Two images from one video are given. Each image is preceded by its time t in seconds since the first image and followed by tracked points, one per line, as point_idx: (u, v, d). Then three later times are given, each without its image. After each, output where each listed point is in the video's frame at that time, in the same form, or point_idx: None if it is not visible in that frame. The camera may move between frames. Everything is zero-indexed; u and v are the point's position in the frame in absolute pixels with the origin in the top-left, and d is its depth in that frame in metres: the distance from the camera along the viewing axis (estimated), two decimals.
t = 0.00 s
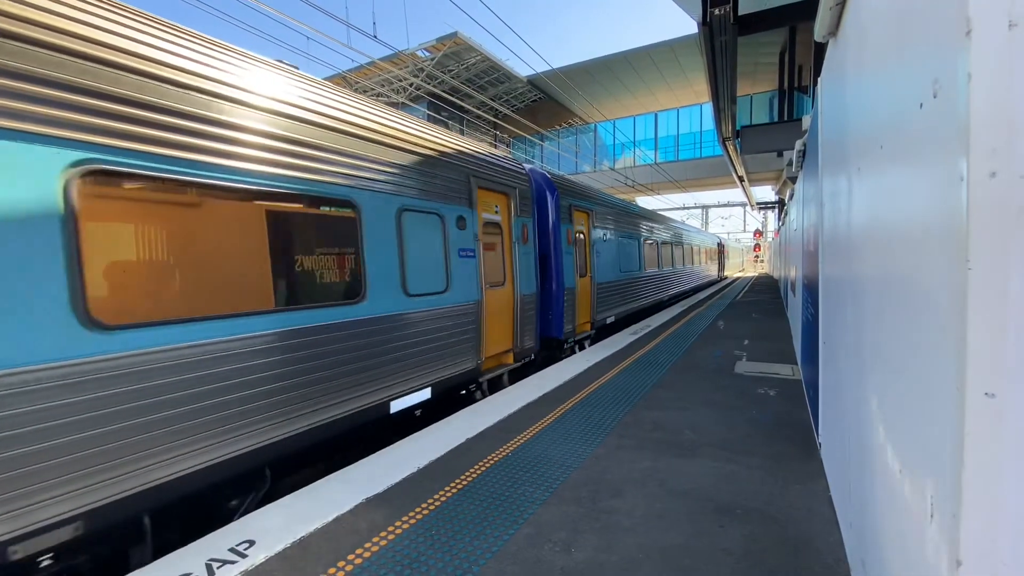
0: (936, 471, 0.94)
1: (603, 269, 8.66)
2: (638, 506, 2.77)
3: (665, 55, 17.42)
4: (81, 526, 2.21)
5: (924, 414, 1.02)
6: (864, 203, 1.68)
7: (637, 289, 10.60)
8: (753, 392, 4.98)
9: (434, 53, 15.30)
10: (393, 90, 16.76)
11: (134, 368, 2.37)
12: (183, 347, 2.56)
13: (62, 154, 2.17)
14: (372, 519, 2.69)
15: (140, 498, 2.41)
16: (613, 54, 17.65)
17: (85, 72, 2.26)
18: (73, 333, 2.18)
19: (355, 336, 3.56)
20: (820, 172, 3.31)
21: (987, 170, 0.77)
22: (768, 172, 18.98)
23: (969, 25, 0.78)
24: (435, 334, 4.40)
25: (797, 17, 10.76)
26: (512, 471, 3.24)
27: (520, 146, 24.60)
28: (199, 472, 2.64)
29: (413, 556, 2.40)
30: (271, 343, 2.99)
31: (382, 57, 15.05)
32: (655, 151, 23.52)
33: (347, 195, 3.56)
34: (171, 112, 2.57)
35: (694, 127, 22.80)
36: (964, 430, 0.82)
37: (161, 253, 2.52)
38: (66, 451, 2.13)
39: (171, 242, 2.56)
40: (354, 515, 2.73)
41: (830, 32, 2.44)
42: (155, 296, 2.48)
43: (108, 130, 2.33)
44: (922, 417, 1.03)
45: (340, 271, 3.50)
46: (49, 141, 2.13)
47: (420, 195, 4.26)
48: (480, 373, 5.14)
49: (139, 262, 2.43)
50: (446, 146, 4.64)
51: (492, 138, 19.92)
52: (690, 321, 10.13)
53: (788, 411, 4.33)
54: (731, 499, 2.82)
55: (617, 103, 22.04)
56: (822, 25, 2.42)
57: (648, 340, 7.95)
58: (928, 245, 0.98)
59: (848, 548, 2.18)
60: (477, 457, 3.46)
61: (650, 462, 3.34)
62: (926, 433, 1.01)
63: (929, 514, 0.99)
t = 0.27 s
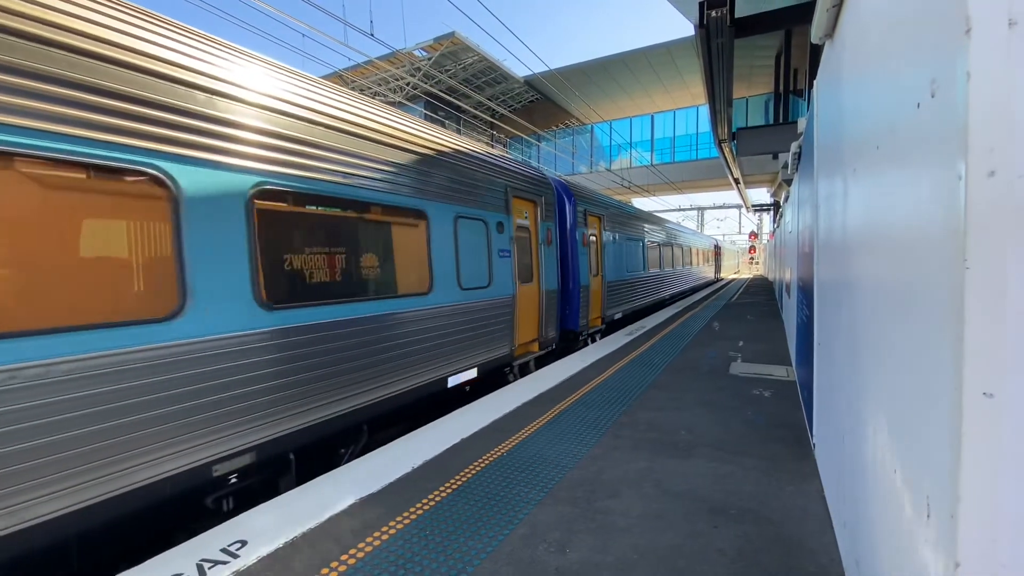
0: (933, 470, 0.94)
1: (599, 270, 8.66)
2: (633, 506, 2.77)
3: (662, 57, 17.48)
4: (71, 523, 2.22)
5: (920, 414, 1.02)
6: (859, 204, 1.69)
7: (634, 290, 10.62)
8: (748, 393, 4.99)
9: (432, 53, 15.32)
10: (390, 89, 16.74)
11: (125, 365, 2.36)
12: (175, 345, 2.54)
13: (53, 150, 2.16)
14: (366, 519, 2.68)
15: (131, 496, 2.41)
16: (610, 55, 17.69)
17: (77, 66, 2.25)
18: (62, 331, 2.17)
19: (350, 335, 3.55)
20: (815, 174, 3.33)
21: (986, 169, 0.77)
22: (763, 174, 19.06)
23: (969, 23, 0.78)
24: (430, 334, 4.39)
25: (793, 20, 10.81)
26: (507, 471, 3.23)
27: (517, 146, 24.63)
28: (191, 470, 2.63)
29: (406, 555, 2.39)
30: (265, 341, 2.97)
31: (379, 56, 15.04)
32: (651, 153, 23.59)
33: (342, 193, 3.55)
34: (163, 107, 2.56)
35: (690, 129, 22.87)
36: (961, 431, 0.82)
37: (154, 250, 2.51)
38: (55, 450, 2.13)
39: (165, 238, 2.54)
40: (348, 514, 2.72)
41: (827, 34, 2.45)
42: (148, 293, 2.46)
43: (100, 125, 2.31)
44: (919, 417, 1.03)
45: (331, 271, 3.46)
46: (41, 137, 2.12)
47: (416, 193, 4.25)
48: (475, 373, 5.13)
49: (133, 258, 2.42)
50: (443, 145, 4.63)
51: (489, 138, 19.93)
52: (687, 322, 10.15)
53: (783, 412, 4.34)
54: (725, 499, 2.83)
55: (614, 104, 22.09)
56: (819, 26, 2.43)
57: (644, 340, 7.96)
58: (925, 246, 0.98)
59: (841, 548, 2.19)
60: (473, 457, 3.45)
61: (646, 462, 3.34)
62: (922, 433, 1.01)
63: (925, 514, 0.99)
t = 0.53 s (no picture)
0: (925, 475, 0.95)
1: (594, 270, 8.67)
2: (627, 508, 2.76)
3: (657, 60, 17.56)
4: (59, 526, 2.18)
5: (913, 419, 1.03)
6: (853, 209, 1.70)
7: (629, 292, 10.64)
8: (741, 395, 5.01)
9: (428, 53, 15.35)
10: (386, 89, 16.73)
11: (116, 365, 2.33)
12: (167, 344, 2.52)
13: (47, 147, 2.13)
14: (359, 521, 2.66)
15: (123, 497, 2.38)
16: (606, 58, 17.77)
17: (69, 62, 2.22)
18: (52, 331, 2.14)
19: (345, 335, 3.54)
20: (809, 178, 3.35)
21: (980, 175, 0.78)
22: (757, 178, 19.17)
23: (964, 31, 0.79)
24: (425, 334, 4.38)
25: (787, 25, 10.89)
26: (501, 473, 3.22)
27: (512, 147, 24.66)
28: (181, 471, 2.60)
29: (400, 558, 2.38)
30: (257, 341, 2.95)
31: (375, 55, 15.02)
32: (647, 155, 23.71)
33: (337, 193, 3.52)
34: (158, 104, 2.53)
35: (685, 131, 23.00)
36: (953, 436, 0.83)
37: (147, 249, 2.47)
38: (43, 451, 2.10)
39: (157, 237, 2.50)
40: (341, 516, 2.70)
41: (821, 40, 2.46)
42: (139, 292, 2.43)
43: (93, 122, 2.28)
44: (912, 422, 1.03)
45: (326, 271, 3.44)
46: (32, 134, 2.09)
47: (411, 193, 4.23)
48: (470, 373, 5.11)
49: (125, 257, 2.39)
50: (439, 146, 4.63)
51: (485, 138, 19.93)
52: (681, 324, 10.19)
53: (776, 414, 4.36)
54: (719, 501, 2.83)
55: (609, 106, 22.15)
56: (813, 32, 2.45)
57: (639, 342, 7.99)
58: (919, 251, 0.99)
59: (834, 551, 2.19)
60: (466, 458, 3.44)
61: (640, 464, 3.34)
62: (915, 437, 1.01)
63: (918, 518, 1.00)
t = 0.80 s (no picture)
0: (919, 477, 0.95)
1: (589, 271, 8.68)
2: (621, 509, 2.77)
3: (653, 62, 17.64)
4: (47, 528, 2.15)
5: (908, 420, 1.03)
6: (848, 212, 1.71)
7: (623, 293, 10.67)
8: (735, 396, 5.04)
9: (424, 53, 15.33)
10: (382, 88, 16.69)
11: (106, 364, 2.30)
12: (159, 343, 2.50)
13: (37, 143, 2.11)
14: (353, 522, 2.65)
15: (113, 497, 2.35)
16: (602, 59, 17.82)
17: (61, 58, 2.19)
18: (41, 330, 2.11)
19: (339, 334, 3.52)
20: (803, 181, 3.37)
21: (976, 180, 0.78)
22: (751, 180, 19.29)
23: (962, 36, 0.79)
24: (419, 334, 4.37)
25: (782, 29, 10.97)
26: (495, 474, 3.22)
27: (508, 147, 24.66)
28: (173, 472, 2.58)
29: (394, 559, 2.37)
30: (250, 341, 2.93)
31: (371, 54, 14.98)
32: (642, 157, 23.81)
33: (332, 192, 3.51)
34: (151, 101, 2.51)
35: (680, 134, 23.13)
36: (949, 439, 0.83)
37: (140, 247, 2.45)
38: (32, 451, 2.07)
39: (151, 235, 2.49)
40: (335, 517, 2.69)
41: (817, 44, 2.48)
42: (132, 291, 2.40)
43: (84, 119, 2.26)
44: (906, 424, 1.04)
45: (321, 271, 3.43)
46: (21, 129, 2.06)
47: (407, 193, 4.22)
48: (464, 374, 5.10)
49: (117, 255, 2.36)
50: (435, 145, 4.62)
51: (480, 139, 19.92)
52: (674, 325, 10.23)
53: (769, 416, 4.38)
54: (713, 502, 2.84)
55: (605, 107, 22.22)
56: (809, 36, 2.46)
57: (633, 343, 8.01)
58: (914, 255, 1.00)
59: (827, 552, 2.21)
60: (461, 459, 3.43)
61: (634, 465, 3.35)
62: (909, 440, 1.02)
63: (912, 520, 1.01)
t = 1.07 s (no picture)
0: (917, 477, 0.96)
1: (584, 272, 8.68)
2: (617, 511, 2.77)
3: (649, 65, 17.70)
4: (36, 530, 2.13)
5: (906, 422, 1.03)
6: (845, 214, 1.71)
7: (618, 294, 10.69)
8: (729, 397, 5.06)
9: (420, 52, 15.30)
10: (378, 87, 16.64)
11: (96, 363, 2.28)
12: (152, 342, 2.48)
13: (32, 139, 2.08)
14: (347, 523, 2.63)
15: (105, 498, 2.32)
16: (598, 61, 17.85)
17: (52, 52, 2.16)
18: (29, 329, 2.09)
19: (334, 334, 3.50)
20: (799, 183, 3.38)
21: (978, 184, 0.78)
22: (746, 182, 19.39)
23: (964, 39, 0.79)
24: (415, 334, 4.36)
25: (777, 32, 11.03)
26: (490, 475, 3.21)
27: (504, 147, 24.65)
28: (164, 472, 2.56)
29: (389, 561, 2.35)
30: (244, 340, 2.91)
31: (367, 53, 14.94)
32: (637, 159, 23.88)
33: (328, 190, 3.49)
34: (145, 98, 2.48)
35: (675, 136, 23.22)
36: (949, 441, 0.84)
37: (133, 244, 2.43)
38: (23, 451, 2.05)
39: (142, 233, 2.46)
40: (328, 518, 2.67)
41: (814, 47, 2.49)
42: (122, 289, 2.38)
43: (76, 114, 2.22)
44: (903, 425, 1.05)
45: (316, 269, 3.41)
46: (12, 125, 2.02)
47: (403, 192, 4.21)
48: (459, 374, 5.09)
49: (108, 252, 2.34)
50: (432, 145, 4.61)
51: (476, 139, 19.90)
52: (669, 327, 10.26)
53: (764, 417, 4.40)
54: (708, 504, 2.85)
55: (601, 109, 22.27)
56: (807, 39, 2.47)
57: (628, 344, 8.02)
58: (912, 258, 1.00)
59: (821, 553, 2.22)
60: (456, 460, 3.42)
61: (630, 466, 3.35)
62: (907, 441, 1.03)
63: (909, 521, 1.01)
